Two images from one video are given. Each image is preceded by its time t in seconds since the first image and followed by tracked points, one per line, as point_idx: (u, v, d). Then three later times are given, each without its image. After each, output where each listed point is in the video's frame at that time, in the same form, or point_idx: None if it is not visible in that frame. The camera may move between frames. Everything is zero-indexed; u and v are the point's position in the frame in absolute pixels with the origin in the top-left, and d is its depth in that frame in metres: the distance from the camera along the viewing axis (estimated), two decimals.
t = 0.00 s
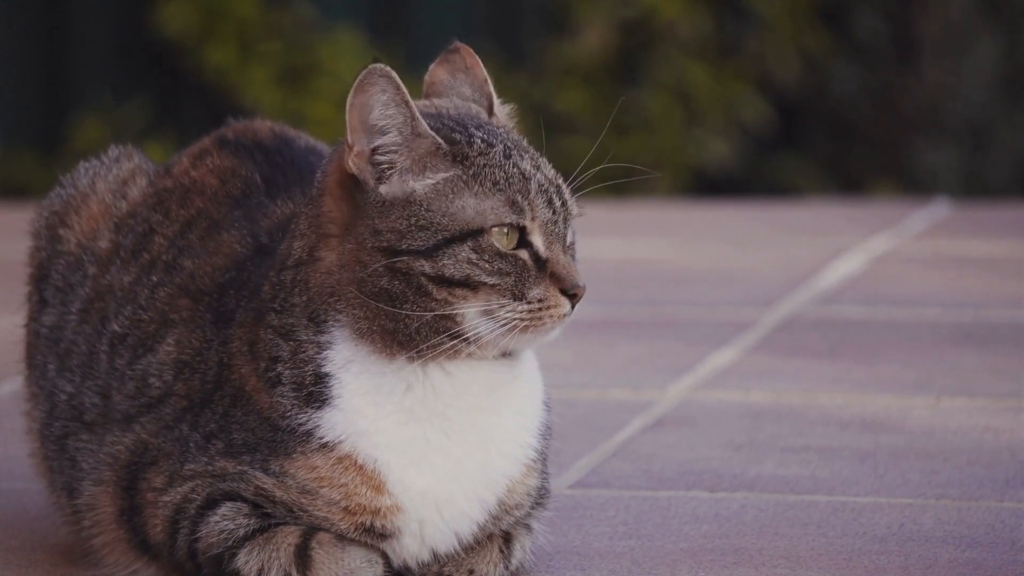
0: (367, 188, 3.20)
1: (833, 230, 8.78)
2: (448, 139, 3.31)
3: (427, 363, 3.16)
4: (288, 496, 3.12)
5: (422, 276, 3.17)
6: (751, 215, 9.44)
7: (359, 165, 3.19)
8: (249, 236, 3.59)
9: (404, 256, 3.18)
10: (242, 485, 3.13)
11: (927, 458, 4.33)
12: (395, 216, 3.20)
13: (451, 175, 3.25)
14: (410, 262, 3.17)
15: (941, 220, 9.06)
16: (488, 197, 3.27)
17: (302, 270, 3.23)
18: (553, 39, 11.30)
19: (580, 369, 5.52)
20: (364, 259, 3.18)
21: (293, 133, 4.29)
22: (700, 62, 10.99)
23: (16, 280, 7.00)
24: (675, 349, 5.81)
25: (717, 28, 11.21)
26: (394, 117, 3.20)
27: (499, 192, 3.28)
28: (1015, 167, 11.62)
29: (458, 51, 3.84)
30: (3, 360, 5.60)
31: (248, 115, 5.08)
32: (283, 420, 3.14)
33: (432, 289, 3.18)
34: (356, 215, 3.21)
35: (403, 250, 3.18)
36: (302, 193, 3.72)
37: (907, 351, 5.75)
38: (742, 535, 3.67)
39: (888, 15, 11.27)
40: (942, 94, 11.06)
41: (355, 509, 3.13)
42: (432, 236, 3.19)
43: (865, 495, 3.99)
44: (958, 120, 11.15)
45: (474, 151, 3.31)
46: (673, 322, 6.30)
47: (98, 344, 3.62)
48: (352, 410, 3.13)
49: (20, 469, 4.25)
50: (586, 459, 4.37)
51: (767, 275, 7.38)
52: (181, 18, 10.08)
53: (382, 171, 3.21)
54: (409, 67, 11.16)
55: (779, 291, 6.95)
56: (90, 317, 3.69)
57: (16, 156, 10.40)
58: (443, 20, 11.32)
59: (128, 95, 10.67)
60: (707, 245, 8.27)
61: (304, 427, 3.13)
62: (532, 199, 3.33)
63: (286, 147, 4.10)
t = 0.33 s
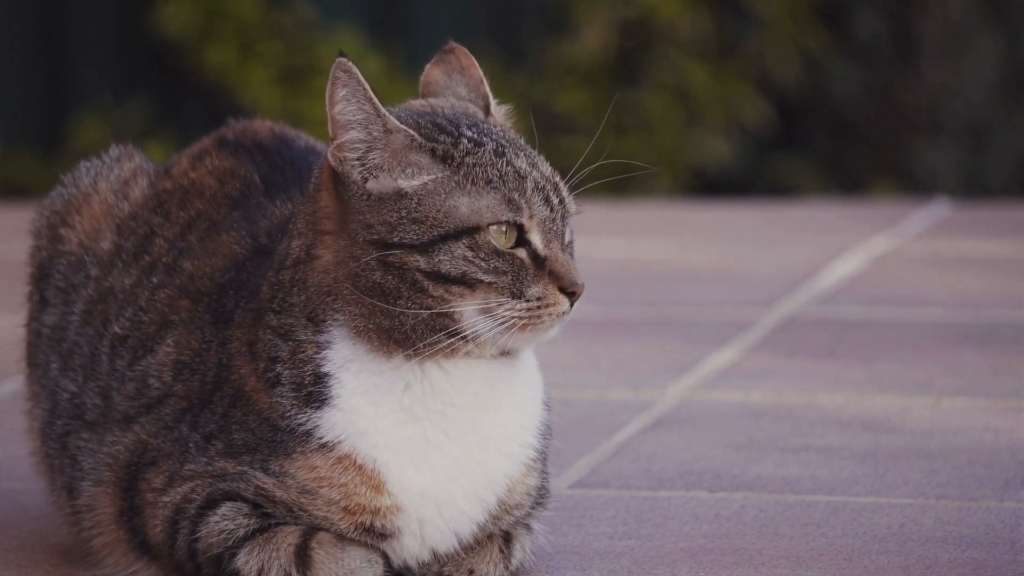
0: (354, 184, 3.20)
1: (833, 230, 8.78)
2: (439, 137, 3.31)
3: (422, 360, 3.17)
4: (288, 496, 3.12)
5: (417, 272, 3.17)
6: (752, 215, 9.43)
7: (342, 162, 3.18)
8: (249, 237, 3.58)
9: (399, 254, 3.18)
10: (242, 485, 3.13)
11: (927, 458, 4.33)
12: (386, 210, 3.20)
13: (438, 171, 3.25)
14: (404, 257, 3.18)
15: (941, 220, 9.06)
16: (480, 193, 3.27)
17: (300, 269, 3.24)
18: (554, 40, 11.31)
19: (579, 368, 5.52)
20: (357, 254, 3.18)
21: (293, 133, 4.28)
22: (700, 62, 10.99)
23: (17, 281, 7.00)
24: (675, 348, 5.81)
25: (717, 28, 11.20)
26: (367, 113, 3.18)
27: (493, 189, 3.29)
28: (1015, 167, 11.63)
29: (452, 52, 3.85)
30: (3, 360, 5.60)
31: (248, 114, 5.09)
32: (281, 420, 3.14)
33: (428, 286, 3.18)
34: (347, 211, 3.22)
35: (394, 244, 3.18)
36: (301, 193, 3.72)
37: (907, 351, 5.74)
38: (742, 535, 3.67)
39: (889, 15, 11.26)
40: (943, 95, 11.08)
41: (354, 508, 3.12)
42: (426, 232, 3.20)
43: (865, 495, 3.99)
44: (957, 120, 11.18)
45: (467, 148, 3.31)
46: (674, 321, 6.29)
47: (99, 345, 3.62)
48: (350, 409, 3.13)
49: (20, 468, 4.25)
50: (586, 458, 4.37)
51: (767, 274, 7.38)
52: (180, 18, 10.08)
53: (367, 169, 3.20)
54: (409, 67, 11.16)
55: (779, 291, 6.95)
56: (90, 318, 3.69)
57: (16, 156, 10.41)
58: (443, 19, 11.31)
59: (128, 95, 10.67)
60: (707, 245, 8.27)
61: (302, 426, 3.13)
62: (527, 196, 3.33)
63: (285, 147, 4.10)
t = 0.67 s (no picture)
0: (353, 184, 3.20)
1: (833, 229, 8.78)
2: (438, 137, 3.31)
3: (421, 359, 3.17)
4: (288, 496, 3.12)
5: (415, 271, 3.17)
6: (754, 215, 9.43)
7: (341, 162, 3.18)
8: (248, 237, 3.58)
9: (398, 253, 3.18)
10: (243, 485, 3.13)
11: (927, 458, 4.33)
12: (385, 209, 3.20)
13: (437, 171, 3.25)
14: (402, 256, 3.18)
15: (941, 220, 9.06)
16: (478, 191, 3.27)
17: (299, 270, 3.24)
18: (554, 39, 11.30)
19: (579, 368, 5.52)
20: (354, 253, 3.19)
21: (293, 133, 4.28)
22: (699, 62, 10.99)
23: (16, 281, 6.99)
24: (675, 348, 5.81)
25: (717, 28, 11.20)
26: (367, 113, 3.18)
27: (492, 189, 3.29)
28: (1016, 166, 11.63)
29: (454, 52, 3.84)
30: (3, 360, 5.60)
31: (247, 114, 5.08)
32: (280, 420, 3.14)
33: (427, 285, 3.18)
34: (345, 211, 3.22)
35: (392, 243, 3.18)
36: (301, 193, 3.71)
37: (907, 351, 5.74)
38: (743, 535, 3.67)
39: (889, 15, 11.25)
40: (943, 95, 11.08)
41: (354, 508, 3.12)
42: (424, 231, 3.20)
43: (865, 495, 3.99)
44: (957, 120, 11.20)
45: (465, 147, 3.31)
46: (674, 322, 6.29)
47: (98, 345, 3.62)
48: (349, 409, 3.13)
49: (19, 468, 4.25)
50: (586, 459, 4.37)
51: (768, 274, 7.38)
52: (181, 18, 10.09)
53: (365, 168, 3.20)
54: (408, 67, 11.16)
55: (779, 291, 6.95)
56: (89, 318, 3.69)
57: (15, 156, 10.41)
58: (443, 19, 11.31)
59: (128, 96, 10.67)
60: (707, 245, 8.27)
61: (300, 426, 3.13)
62: (524, 194, 3.33)
63: (284, 147, 4.10)
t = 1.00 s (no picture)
0: (348, 183, 3.20)
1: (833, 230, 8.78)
2: (433, 135, 3.30)
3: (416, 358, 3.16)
4: (288, 496, 3.12)
5: (412, 269, 3.17)
6: (754, 215, 9.44)
7: (335, 161, 3.18)
8: (248, 237, 3.57)
9: (395, 250, 3.18)
10: (242, 486, 3.13)
11: (927, 458, 4.33)
12: (382, 208, 3.20)
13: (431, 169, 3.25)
14: (399, 254, 3.18)
15: (941, 220, 9.06)
16: (474, 190, 3.27)
17: (297, 269, 3.24)
18: (554, 40, 11.30)
19: (579, 368, 5.52)
20: (351, 252, 3.19)
21: (294, 133, 4.28)
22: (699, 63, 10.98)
23: (17, 281, 6.99)
24: (676, 348, 5.81)
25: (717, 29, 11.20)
26: (356, 111, 3.17)
27: (489, 188, 3.29)
28: (1016, 166, 11.63)
29: (455, 52, 3.84)
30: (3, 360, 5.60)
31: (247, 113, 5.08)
32: (279, 419, 3.15)
33: (424, 283, 3.18)
34: (341, 210, 3.22)
35: (389, 241, 3.18)
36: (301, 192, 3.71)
37: (907, 351, 5.74)
38: (743, 535, 3.66)
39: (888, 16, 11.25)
40: (943, 94, 11.08)
41: (353, 508, 3.12)
42: (422, 228, 3.20)
43: (865, 495, 3.99)
44: (956, 119, 11.19)
45: (461, 146, 3.31)
46: (673, 322, 6.29)
47: (97, 345, 3.62)
48: (347, 409, 3.13)
49: (19, 469, 4.26)
50: (586, 458, 4.37)
51: (767, 275, 7.38)
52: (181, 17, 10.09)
53: (359, 167, 3.19)
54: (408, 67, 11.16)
55: (778, 291, 6.95)
56: (89, 318, 3.69)
57: (15, 156, 10.42)
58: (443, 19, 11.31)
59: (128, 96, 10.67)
60: (707, 245, 8.27)
61: (298, 425, 3.13)
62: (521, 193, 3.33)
63: (284, 146, 4.09)
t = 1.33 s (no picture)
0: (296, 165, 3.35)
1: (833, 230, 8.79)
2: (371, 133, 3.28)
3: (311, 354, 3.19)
4: (285, 494, 3.13)
5: (294, 259, 3.22)
6: (754, 215, 9.44)
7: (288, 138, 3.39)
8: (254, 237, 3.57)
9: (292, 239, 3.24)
10: (242, 483, 3.13)
11: (927, 458, 4.33)
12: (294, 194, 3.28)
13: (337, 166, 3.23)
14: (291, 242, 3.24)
15: (941, 220, 9.07)
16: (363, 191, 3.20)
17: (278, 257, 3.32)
18: (553, 39, 11.30)
19: (580, 368, 5.52)
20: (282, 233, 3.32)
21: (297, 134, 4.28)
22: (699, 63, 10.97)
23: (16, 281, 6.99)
24: (676, 348, 5.82)
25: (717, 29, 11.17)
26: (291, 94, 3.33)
27: (362, 189, 3.21)
28: (1016, 166, 11.63)
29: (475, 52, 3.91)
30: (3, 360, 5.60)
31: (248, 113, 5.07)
32: (278, 410, 3.16)
33: (304, 274, 3.20)
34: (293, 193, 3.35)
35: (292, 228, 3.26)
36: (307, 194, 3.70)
37: (906, 351, 5.75)
38: (742, 536, 3.66)
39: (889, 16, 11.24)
40: (943, 94, 11.08)
41: (348, 504, 3.13)
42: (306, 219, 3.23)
43: (865, 495, 3.99)
44: (956, 119, 11.19)
45: (376, 146, 3.25)
46: (672, 322, 6.29)
47: (103, 344, 3.62)
48: (339, 400, 3.15)
49: (19, 468, 4.26)
50: (586, 459, 4.37)
51: (767, 274, 7.39)
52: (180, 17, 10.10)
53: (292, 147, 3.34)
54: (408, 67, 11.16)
55: (777, 291, 6.95)
56: (93, 318, 3.69)
57: (14, 156, 10.42)
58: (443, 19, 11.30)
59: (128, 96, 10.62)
60: (706, 245, 8.27)
61: (294, 418, 3.15)
62: (413, 206, 3.18)
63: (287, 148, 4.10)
